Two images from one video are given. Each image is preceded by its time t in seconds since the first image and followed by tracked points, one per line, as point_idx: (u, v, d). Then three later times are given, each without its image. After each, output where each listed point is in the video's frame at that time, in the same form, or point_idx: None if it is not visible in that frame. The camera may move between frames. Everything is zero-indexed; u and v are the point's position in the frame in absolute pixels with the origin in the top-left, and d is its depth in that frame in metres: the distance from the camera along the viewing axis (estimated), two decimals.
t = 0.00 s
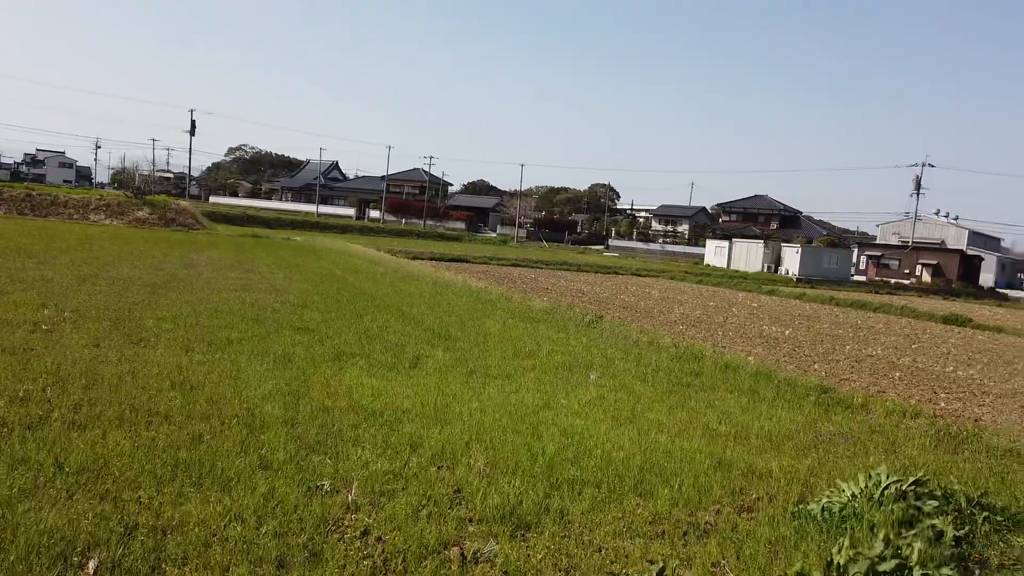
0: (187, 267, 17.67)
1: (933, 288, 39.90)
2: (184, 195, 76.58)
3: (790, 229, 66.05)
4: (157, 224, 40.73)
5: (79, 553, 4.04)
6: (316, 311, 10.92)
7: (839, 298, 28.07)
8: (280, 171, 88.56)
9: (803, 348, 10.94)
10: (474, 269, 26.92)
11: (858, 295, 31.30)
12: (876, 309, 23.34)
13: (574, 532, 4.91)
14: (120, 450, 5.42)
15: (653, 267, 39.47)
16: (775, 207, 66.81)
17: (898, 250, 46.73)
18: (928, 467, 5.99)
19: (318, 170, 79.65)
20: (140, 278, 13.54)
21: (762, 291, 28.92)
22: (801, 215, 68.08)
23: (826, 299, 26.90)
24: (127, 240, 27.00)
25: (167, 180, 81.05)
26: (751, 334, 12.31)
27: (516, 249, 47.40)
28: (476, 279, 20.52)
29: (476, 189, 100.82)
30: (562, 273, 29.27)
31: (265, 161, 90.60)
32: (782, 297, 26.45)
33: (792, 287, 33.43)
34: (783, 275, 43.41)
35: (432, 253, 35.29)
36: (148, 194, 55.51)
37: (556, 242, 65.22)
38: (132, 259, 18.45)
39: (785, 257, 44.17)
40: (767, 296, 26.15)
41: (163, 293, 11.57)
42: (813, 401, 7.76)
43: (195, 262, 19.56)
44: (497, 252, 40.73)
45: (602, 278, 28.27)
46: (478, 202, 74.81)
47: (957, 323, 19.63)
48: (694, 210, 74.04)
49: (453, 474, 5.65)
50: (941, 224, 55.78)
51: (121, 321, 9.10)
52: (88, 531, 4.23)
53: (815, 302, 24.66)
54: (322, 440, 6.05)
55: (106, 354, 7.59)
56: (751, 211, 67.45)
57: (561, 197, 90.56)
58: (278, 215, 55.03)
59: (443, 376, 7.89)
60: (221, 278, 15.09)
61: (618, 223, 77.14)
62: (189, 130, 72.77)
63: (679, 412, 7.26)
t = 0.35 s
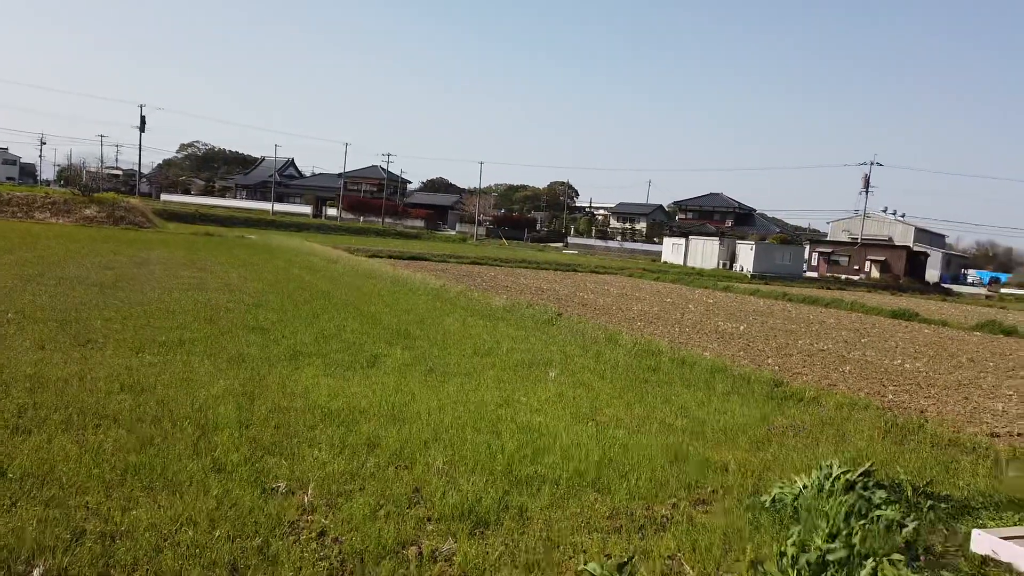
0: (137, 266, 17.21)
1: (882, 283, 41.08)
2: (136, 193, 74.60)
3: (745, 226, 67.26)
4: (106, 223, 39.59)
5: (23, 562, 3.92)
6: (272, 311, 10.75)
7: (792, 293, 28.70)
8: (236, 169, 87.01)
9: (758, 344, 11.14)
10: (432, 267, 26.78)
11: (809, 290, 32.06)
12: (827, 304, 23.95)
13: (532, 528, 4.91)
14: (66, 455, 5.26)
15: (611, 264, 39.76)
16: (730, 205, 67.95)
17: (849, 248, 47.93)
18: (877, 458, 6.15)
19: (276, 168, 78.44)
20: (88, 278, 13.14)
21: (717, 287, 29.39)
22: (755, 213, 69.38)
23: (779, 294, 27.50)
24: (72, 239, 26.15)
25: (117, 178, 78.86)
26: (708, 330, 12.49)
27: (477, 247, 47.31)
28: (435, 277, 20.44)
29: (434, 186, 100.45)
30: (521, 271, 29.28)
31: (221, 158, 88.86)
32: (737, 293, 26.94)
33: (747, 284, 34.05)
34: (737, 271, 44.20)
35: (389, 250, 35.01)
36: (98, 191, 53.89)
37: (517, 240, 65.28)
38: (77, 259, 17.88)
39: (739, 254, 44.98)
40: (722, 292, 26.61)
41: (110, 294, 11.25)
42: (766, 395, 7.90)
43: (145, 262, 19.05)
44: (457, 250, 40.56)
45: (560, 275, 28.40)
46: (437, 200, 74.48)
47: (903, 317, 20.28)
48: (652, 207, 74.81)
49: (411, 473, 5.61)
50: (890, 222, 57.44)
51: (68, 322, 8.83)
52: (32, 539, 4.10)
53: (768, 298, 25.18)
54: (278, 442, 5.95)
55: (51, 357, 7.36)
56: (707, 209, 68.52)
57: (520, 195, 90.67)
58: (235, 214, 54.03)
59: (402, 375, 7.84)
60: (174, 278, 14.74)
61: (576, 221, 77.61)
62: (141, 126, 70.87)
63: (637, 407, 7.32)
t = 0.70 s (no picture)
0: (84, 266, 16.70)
1: (832, 282, 42.15)
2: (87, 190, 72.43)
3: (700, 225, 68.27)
4: (52, 221, 38.36)
5: None
6: (226, 311, 10.56)
7: (746, 291, 29.26)
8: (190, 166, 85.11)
9: (713, 341, 11.32)
10: (390, 266, 26.60)
11: (762, 289, 32.73)
12: (779, 302, 24.48)
13: (490, 527, 4.91)
14: (9, 460, 5.09)
15: (569, 263, 39.97)
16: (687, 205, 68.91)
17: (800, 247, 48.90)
18: (828, 451, 6.29)
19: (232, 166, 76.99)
20: (33, 278, 12.71)
21: (674, 286, 29.80)
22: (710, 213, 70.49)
23: (734, 293, 28.00)
24: (13, 237, 25.24)
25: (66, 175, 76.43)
26: (665, 328, 12.65)
27: (437, 246, 47.09)
28: (393, 276, 20.31)
29: (393, 185, 99.80)
30: (480, 270, 29.26)
31: (176, 155, 86.87)
32: (693, 292, 27.38)
33: (702, 282, 34.57)
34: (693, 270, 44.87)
35: (346, 249, 34.66)
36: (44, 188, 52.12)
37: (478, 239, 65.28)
38: (18, 258, 17.26)
39: (695, 253, 45.65)
40: (679, 290, 27.00)
41: (54, 294, 10.90)
42: (720, 391, 8.04)
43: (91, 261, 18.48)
44: (416, 249, 40.39)
45: (520, 274, 28.45)
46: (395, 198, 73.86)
47: (852, 315, 20.86)
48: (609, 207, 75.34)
49: (368, 474, 5.56)
50: (840, 222, 58.91)
51: (11, 323, 8.54)
52: None
53: (723, 296, 25.62)
54: (231, 444, 5.85)
55: None
56: (664, 208, 69.39)
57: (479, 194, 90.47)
58: (191, 213, 52.90)
59: (359, 375, 7.77)
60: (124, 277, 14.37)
61: (536, 219, 77.90)
62: (90, 121, 68.76)
63: (594, 405, 7.38)
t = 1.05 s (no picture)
0: (39, 264, 16.26)
1: (796, 279, 42.99)
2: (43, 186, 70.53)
3: (665, 224, 68.96)
4: (7, 219, 37.34)
5: None
6: (188, 309, 10.39)
7: (711, 289, 29.67)
8: (152, 162, 83.49)
9: (678, 338, 11.46)
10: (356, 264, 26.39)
11: (726, 286, 33.24)
12: (743, 299, 24.89)
13: (457, 525, 4.90)
14: None
15: (537, 261, 40.03)
16: (653, 204, 69.53)
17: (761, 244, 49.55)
18: (790, 446, 6.40)
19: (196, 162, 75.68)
20: None
21: (640, 284, 30.03)
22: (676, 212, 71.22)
23: (699, 290, 28.38)
24: None
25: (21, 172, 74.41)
26: (631, 325, 12.76)
27: (406, 244, 46.84)
28: (359, 274, 20.16)
29: (360, 182, 99.07)
30: (447, 268, 29.14)
31: (136, 152, 85.12)
32: (659, 289, 27.68)
33: (668, 280, 34.89)
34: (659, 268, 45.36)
35: (311, 247, 34.30)
36: None
37: (446, 237, 65.11)
38: None
39: (662, 251, 46.16)
40: (645, 288, 27.28)
41: (7, 293, 10.60)
42: (686, 387, 8.15)
43: (46, 260, 18.00)
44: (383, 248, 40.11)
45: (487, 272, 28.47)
46: (360, 195, 73.14)
47: (813, 312, 21.26)
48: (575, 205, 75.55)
49: (334, 474, 5.51)
50: (802, 220, 59.92)
51: None
52: None
53: (688, 294, 25.93)
54: (194, 445, 5.75)
55: None
56: (630, 207, 69.90)
57: (446, 191, 90.07)
58: (154, 210, 51.88)
59: (325, 374, 7.72)
60: (81, 276, 14.03)
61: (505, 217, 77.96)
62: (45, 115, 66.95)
63: (562, 402, 7.42)
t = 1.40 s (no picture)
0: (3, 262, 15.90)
1: (768, 278, 43.52)
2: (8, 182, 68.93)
3: (640, 223, 69.40)
4: None
5: None
6: (158, 308, 10.23)
7: (684, 288, 29.93)
8: (120, 159, 82.00)
9: (652, 336, 11.55)
10: (329, 262, 26.19)
11: (699, 285, 33.56)
12: (716, 298, 25.15)
13: (431, 524, 4.89)
14: None
15: (512, 260, 40.06)
16: (627, 203, 69.93)
17: (733, 242, 50.02)
18: (761, 443, 6.47)
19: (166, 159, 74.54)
20: None
21: (615, 282, 30.18)
22: (650, 211, 71.72)
23: (672, 289, 28.61)
24: None
25: None
26: (606, 323, 12.83)
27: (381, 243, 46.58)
28: (333, 273, 20.02)
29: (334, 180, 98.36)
30: (421, 266, 29.02)
31: (104, 148, 83.55)
32: (633, 288, 27.86)
33: (642, 279, 35.11)
34: (634, 267, 45.65)
35: (284, 245, 33.96)
36: None
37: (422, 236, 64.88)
38: None
39: (636, 250, 46.47)
40: (619, 287, 27.44)
41: None
42: (660, 385, 8.22)
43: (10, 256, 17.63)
44: (357, 246, 39.84)
45: (462, 271, 28.43)
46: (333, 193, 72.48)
47: (784, 310, 21.53)
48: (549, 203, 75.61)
49: (307, 473, 5.46)
50: (774, 219, 60.68)
51: None
52: None
53: (661, 292, 26.15)
54: (163, 446, 5.66)
55: None
56: (605, 207, 70.24)
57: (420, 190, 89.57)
58: (124, 208, 50.99)
59: (298, 373, 7.65)
60: (46, 274, 13.74)
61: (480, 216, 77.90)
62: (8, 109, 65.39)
63: (537, 401, 7.43)
